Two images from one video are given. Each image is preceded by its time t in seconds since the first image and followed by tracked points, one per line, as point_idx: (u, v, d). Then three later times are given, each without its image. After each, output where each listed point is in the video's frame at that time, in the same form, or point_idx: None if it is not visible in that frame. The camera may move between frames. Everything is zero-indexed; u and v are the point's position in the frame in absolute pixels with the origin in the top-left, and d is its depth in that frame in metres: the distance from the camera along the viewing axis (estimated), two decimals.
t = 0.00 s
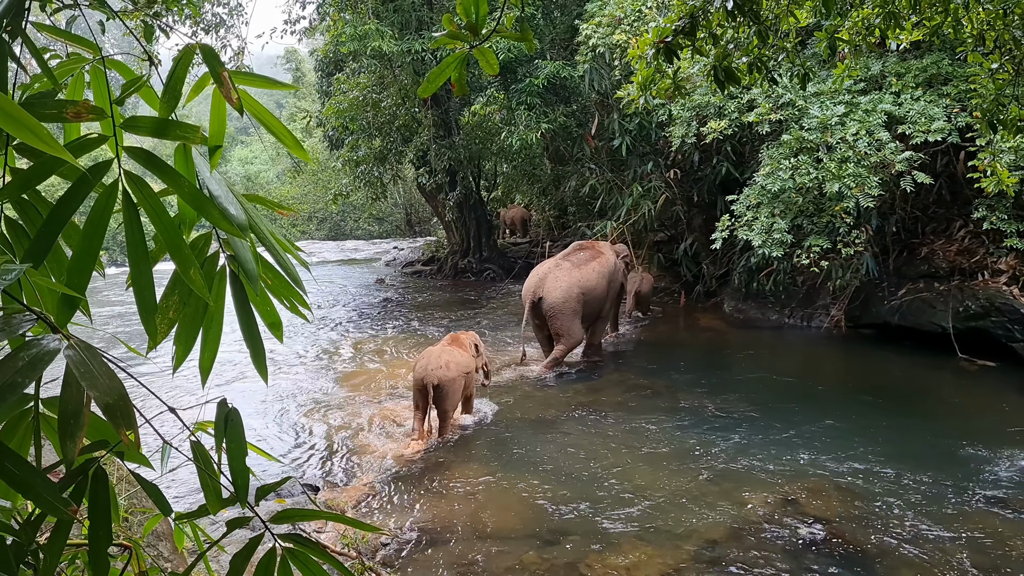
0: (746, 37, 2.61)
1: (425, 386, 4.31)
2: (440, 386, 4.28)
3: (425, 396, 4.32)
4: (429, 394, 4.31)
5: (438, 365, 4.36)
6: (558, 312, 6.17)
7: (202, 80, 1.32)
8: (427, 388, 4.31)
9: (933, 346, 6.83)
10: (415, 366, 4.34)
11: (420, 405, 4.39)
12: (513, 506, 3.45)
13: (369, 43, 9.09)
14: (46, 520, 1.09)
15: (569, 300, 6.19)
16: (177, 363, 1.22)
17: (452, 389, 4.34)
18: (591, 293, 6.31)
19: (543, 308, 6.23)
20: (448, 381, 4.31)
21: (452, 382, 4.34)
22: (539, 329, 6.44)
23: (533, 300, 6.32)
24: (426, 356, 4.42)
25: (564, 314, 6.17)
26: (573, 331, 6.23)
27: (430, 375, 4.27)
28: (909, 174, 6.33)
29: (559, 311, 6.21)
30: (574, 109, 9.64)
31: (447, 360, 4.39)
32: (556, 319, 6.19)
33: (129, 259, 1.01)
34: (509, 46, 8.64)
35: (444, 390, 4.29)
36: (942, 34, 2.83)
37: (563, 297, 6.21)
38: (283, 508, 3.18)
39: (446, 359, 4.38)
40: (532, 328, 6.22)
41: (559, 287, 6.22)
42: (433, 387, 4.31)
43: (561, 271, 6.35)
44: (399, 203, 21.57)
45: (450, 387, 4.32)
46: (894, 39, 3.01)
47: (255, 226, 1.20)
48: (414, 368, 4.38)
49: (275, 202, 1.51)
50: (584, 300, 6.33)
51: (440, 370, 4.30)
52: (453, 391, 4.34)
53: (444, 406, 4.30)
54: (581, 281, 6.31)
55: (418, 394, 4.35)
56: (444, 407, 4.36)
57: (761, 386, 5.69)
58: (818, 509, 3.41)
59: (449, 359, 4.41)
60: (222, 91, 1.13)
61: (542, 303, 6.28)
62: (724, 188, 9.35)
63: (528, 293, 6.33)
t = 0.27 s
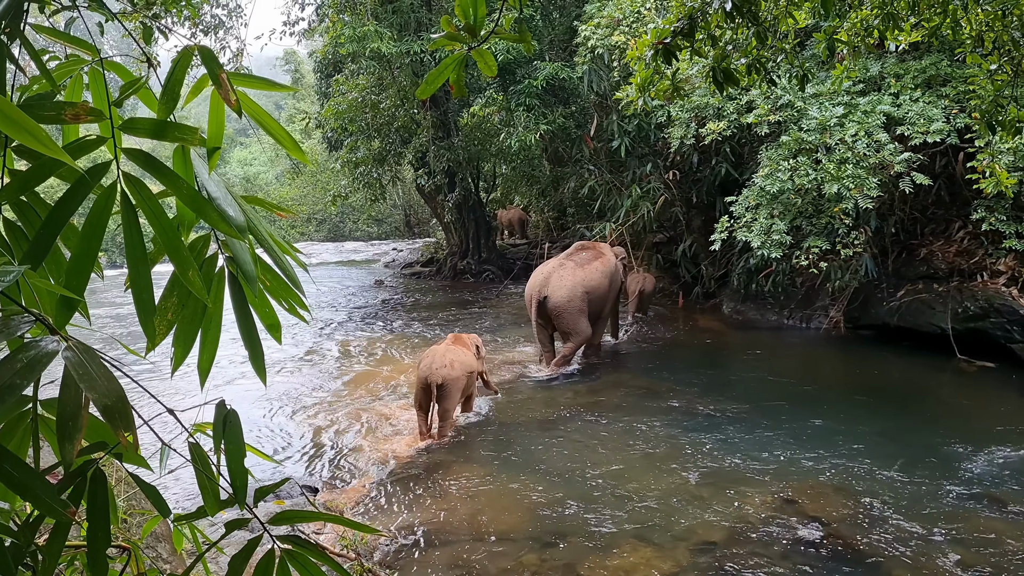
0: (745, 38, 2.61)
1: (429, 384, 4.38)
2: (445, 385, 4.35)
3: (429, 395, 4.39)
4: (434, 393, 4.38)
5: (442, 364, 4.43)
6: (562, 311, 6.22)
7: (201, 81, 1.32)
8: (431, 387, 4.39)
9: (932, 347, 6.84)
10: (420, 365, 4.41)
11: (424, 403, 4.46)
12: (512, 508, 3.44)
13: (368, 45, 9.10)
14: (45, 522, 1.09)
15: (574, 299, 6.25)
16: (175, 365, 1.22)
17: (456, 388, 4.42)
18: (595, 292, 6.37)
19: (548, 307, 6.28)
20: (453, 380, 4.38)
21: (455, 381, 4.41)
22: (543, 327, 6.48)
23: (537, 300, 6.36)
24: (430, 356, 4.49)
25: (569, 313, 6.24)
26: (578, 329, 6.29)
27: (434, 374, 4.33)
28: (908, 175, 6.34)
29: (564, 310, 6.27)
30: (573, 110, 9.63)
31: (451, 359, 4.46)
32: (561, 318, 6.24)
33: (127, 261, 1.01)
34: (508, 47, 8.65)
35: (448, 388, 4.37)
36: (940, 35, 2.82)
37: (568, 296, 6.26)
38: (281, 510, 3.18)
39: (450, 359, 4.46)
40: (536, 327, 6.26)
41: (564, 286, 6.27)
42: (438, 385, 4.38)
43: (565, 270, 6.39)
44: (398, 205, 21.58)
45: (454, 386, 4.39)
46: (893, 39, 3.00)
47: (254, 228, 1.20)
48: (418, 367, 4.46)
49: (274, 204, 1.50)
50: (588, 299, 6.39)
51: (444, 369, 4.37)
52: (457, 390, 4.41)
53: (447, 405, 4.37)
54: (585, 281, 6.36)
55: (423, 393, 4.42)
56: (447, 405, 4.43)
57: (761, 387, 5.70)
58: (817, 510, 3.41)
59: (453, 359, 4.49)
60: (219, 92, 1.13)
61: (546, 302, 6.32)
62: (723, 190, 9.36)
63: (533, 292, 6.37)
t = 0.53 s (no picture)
0: (744, 39, 2.61)
1: (432, 384, 4.39)
2: (448, 384, 4.36)
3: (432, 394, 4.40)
4: (437, 392, 4.39)
5: (445, 363, 4.44)
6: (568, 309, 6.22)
7: (199, 82, 1.31)
8: (434, 387, 4.39)
9: (931, 347, 6.85)
10: (422, 365, 4.42)
11: (427, 403, 4.46)
12: (512, 508, 3.44)
13: (367, 46, 9.10)
14: (43, 522, 1.08)
15: (579, 297, 6.25)
16: (174, 366, 1.22)
17: (459, 387, 4.43)
18: (600, 291, 6.39)
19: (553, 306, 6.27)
20: (455, 379, 4.40)
21: (458, 380, 4.42)
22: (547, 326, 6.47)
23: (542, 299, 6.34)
24: (432, 356, 4.50)
25: (576, 312, 6.25)
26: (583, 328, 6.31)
27: (437, 373, 4.35)
28: (907, 176, 6.34)
29: (570, 309, 6.27)
30: (572, 111, 9.63)
31: (453, 359, 4.48)
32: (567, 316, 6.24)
33: (125, 262, 1.01)
34: (507, 48, 8.65)
35: (451, 388, 4.37)
36: (939, 36, 2.82)
37: (573, 295, 6.26)
38: (281, 511, 3.18)
39: (452, 358, 4.47)
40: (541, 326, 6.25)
41: (569, 285, 6.26)
42: (441, 384, 4.38)
43: (569, 269, 6.38)
44: (397, 206, 21.58)
45: (456, 385, 4.41)
46: (892, 41, 3.00)
47: (252, 228, 1.20)
48: (420, 367, 4.46)
49: (272, 204, 1.50)
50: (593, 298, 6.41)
51: (447, 369, 4.38)
52: (459, 389, 4.42)
53: (450, 404, 4.39)
54: (590, 279, 6.37)
55: (426, 393, 4.42)
56: (450, 404, 4.43)
57: (760, 388, 5.70)
58: (816, 511, 3.41)
59: (455, 358, 4.50)
60: (218, 93, 1.13)
61: (551, 301, 6.31)
62: (722, 191, 9.36)
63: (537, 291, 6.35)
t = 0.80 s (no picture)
0: (743, 40, 2.61)
1: (433, 384, 4.41)
2: (449, 384, 4.38)
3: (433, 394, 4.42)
4: (438, 392, 4.41)
5: (446, 364, 4.46)
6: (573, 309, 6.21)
7: (198, 83, 1.31)
8: (435, 387, 4.41)
9: (930, 349, 6.85)
10: (423, 365, 4.45)
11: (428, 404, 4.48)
12: (511, 510, 3.44)
13: (366, 47, 9.11)
14: (43, 523, 1.08)
15: (584, 297, 6.24)
16: (173, 367, 1.22)
17: (459, 387, 4.45)
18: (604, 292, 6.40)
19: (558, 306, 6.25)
20: (456, 380, 4.42)
21: (459, 380, 4.44)
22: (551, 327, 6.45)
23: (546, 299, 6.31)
24: (433, 357, 4.52)
25: (581, 313, 6.26)
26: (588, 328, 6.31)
27: (438, 374, 4.37)
28: (906, 177, 6.35)
29: (575, 310, 6.27)
30: (571, 112, 9.62)
31: (455, 360, 4.50)
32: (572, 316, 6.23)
33: (125, 264, 1.01)
34: (506, 50, 8.66)
35: (452, 388, 4.39)
36: (938, 37, 2.82)
37: (578, 295, 6.24)
38: (280, 512, 3.18)
39: (453, 359, 4.49)
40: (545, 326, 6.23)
41: (574, 285, 6.25)
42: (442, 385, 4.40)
43: (573, 269, 6.36)
44: (396, 208, 21.59)
45: (457, 386, 4.43)
46: (891, 42, 3.00)
47: (251, 230, 1.20)
48: (422, 368, 4.48)
49: (271, 206, 1.50)
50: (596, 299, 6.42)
51: (448, 369, 4.40)
52: (460, 390, 4.44)
53: (450, 404, 4.41)
54: (594, 280, 6.36)
55: (428, 393, 4.44)
56: (450, 405, 4.44)
57: (759, 389, 5.70)
58: (816, 513, 3.41)
59: (456, 359, 4.53)
60: (218, 94, 1.13)
61: (556, 301, 6.29)
62: (721, 192, 9.36)
63: (541, 291, 6.32)
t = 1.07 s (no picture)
0: (742, 42, 2.62)
1: (433, 385, 4.42)
2: (449, 384, 4.40)
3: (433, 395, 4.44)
4: (438, 393, 4.42)
5: (446, 364, 4.49)
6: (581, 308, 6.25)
7: (196, 84, 1.31)
8: (435, 387, 4.43)
9: (929, 350, 6.85)
10: (423, 366, 4.46)
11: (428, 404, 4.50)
12: (510, 511, 3.44)
13: (365, 49, 9.11)
14: (40, 525, 1.08)
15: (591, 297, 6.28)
16: (171, 368, 1.21)
17: (459, 388, 4.47)
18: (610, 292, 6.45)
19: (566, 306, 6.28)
20: (456, 380, 4.44)
21: (458, 381, 4.46)
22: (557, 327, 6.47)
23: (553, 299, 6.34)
24: (433, 357, 4.54)
25: (587, 313, 6.30)
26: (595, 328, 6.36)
27: (437, 374, 4.39)
28: (904, 178, 6.36)
29: (581, 309, 6.30)
30: (570, 114, 9.62)
31: (455, 361, 4.53)
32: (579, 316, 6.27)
33: (123, 265, 1.00)
34: (505, 51, 8.67)
35: (451, 388, 4.41)
36: (937, 39, 2.82)
37: (586, 295, 6.28)
38: (279, 514, 3.17)
39: (453, 360, 4.51)
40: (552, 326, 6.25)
41: (582, 285, 6.29)
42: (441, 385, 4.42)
43: (580, 270, 6.41)
44: (395, 209, 21.59)
45: (456, 386, 4.44)
46: (890, 43, 3.00)
47: (250, 231, 1.19)
48: (422, 368, 4.50)
49: (270, 207, 1.50)
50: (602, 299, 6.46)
51: (448, 370, 4.42)
52: (459, 390, 4.45)
53: (449, 405, 4.42)
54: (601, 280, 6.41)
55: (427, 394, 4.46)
56: (450, 406, 4.45)
57: (758, 390, 5.70)
58: (815, 514, 3.41)
59: (457, 360, 4.55)
60: (216, 96, 1.13)
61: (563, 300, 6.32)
62: (720, 193, 9.36)
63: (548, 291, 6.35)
